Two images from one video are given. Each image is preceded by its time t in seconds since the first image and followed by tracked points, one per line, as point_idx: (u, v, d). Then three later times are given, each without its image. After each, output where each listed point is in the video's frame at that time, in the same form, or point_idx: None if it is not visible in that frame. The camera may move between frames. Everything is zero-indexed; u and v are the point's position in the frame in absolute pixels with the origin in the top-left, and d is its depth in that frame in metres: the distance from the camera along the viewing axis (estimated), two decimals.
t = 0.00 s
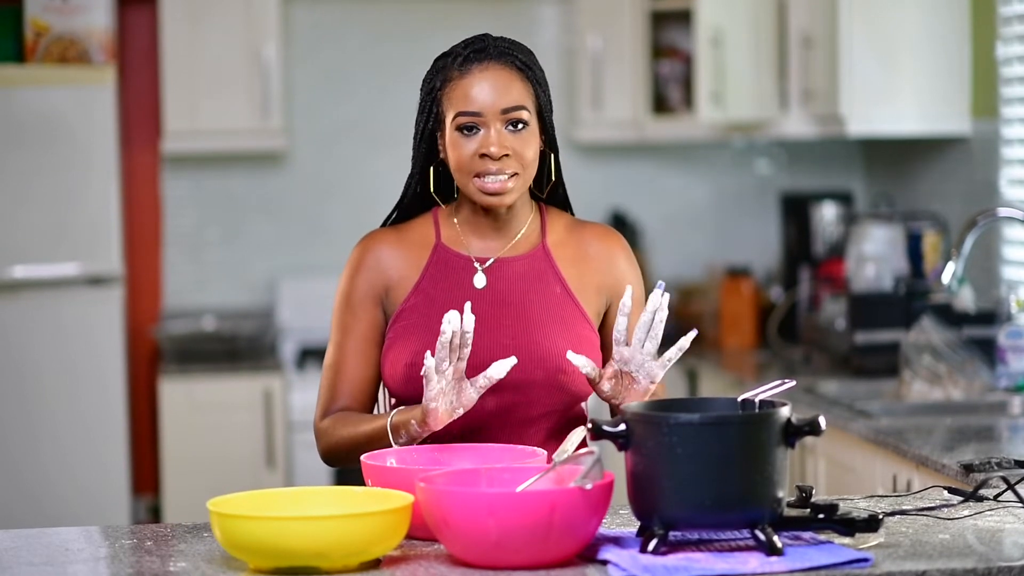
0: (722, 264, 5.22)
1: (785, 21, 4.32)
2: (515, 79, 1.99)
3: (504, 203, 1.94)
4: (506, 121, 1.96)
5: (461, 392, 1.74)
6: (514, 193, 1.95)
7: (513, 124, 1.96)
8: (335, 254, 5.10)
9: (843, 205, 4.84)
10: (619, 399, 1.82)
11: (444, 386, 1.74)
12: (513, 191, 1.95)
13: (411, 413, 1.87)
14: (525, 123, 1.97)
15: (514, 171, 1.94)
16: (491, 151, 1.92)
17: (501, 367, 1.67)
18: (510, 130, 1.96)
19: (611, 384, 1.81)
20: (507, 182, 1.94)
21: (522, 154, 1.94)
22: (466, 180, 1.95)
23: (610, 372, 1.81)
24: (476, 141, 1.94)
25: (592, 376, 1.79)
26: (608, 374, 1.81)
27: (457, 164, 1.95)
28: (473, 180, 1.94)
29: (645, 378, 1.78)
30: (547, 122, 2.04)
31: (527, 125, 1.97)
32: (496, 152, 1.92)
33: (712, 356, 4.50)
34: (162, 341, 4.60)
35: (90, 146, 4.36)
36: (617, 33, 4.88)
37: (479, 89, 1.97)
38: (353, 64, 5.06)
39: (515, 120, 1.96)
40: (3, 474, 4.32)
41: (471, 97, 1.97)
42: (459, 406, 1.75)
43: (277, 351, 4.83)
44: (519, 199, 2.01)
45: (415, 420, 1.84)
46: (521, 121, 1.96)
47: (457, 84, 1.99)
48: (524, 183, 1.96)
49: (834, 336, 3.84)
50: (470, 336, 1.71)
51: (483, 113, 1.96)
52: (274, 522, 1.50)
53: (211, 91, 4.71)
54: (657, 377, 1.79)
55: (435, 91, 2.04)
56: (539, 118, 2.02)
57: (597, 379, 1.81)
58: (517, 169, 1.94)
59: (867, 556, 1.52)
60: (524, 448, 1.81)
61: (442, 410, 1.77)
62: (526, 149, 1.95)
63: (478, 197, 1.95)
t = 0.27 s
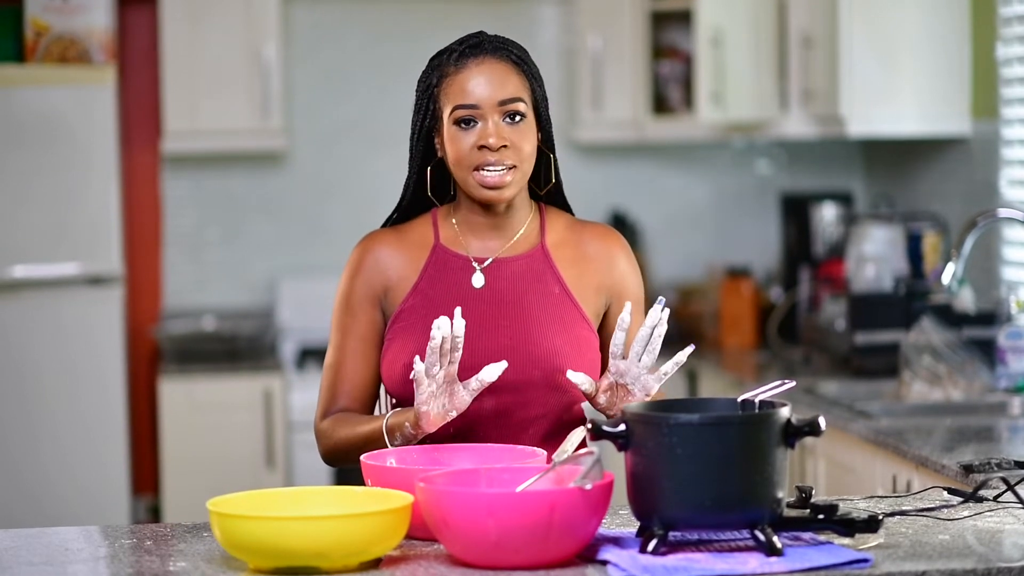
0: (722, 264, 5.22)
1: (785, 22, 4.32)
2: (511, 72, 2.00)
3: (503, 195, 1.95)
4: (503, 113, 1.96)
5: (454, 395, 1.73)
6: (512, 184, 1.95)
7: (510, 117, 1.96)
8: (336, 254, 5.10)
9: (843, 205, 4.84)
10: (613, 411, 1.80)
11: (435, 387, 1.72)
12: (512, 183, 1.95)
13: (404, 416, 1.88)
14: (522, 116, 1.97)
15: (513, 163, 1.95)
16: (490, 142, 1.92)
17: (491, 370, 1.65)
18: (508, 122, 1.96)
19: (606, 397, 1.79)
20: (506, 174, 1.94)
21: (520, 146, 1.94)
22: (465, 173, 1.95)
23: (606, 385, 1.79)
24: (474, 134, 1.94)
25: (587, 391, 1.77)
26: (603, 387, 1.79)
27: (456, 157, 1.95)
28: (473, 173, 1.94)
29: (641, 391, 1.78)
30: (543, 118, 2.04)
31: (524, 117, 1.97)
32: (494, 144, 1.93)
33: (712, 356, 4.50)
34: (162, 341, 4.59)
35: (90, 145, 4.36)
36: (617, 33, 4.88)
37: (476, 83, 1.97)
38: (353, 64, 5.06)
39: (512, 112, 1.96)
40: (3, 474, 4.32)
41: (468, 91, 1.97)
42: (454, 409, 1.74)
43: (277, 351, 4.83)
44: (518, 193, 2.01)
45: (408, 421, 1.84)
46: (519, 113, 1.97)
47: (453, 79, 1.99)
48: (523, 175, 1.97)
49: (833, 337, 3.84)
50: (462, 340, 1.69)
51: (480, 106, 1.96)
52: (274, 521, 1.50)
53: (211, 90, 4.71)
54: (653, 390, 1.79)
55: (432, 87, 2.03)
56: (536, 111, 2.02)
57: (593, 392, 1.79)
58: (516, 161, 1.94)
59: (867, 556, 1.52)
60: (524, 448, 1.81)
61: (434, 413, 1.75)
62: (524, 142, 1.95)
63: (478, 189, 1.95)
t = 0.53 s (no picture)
0: (722, 264, 5.22)
1: (785, 21, 4.32)
2: (510, 71, 2.00)
3: (497, 193, 1.94)
4: (500, 112, 1.96)
5: (454, 395, 1.72)
6: (508, 183, 1.95)
7: (507, 115, 1.96)
8: (336, 254, 5.10)
9: (843, 205, 4.84)
10: (613, 407, 1.81)
11: (436, 386, 1.72)
12: (507, 181, 1.95)
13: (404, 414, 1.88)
14: (519, 115, 1.97)
15: (509, 162, 1.95)
16: (486, 140, 1.93)
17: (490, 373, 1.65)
18: (505, 121, 1.96)
19: (605, 395, 1.80)
20: (502, 172, 1.94)
21: (517, 145, 1.94)
22: (461, 170, 1.95)
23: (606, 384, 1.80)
24: (471, 131, 1.94)
25: (589, 390, 1.77)
26: (603, 385, 1.79)
27: (452, 154, 1.95)
28: (469, 170, 1.94)
29: (640, 387, 1.79)
30: (542, 120, 2.04)
31: (522, 117, 1.97)
32: (490, 142, 1.93)
33: (712, 356, 4.50)
34: (162, 341, 4.59)
35: (91, 145, 4.36)
36: (617, 33, 4.88)
37: (475, 80, 1.97)
38: (353, 64, 5.06)
39: (510, 111, 1.96)
40: (3, 474, 4.32)
41: (467, 89, 1.97)
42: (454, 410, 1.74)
43: (277, 351, 4.83)
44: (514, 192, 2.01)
45: (407, 420, 1.84)
46: (516, 113, 1.97)
47: (453, 77, 1.99)
48: (519, 175, 1.97)
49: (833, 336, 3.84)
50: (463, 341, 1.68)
51: (478, 104, 1.96)
52: (274, 521, 1.50)
53: (211, 90, 4.71)
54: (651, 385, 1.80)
55: (432, 84, 2.03)
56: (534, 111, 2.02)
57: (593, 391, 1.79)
58: (512, 160, 1.94)
59: (867, 556, 1.52)
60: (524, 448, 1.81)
61: (434, 412, 1.75)
62: (520, 141, 1.95)
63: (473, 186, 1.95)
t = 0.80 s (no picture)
0: (722, 264, 5.22)
1: (785, 21, 4.32)
2: (511, 74, 2.00)
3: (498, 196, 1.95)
4: (501, 115, 1.96)
5: (455, 396, 1.73)
6: (508, 187, 1.95)
7: (508, 119, 1.96)
8: (336, 254, 5.10)
9: (843, 205, 4.84)
10: (611, 401, 1.80)
11: (437, 388, 1.73)
12: (508, 185, 1.95)
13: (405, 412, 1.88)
14: (520, 118, 1.97)
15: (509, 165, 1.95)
16: (486, 144, 1.92)
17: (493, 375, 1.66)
18: (506, 124, 1.96)
19: (603, 388, 1.79)
20: (503, 176, 1.94)
21: (517, 148, 1.94)
22: (461, 173, 1.95)
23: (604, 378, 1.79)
24: (471, 134, 1.94)
25: (586, 382, 1.76)
26: (601, 377, 1.78)
27: (453, 156, 1.95)
28: (469, 173, 1.94)
29: (637, 382, 1.77)
30: (543, 122, 2.04)
31: (522, 120, 1.97)
32: (491, 145, 1.93)
33: (712, 356, 4.50)
34: (162, 341, 4.59)
35: (91, 145, 4.36)
36: (617, 33, 4.88)
37: (476, 83, 1.97)
38: (353, 64, 5.06)
39: (511, 115, 1.96)
40: (3, 474, 4.32)
41: (468, 91, 1.97)
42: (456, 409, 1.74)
43: (277, 351, 4.83)
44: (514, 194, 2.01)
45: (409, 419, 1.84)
46: (517, 116, 1.97)
47: (454, 80, 1.99)
48: (519, 178, 1.97)
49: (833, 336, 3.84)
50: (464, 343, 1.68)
51: (479, 107, 1.96)
52: (274, 521, 1.50)
53: (211, 90, 4.71)
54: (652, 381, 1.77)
55: (433, 87, 2.03)
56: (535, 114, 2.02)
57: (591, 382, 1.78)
58: (512, 164, 1.94)
59: (867, 556, 1.52)
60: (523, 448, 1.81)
61: (435, 413, 1.75)
62: (521, 144, 1.95)
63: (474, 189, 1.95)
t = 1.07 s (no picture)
0: (722, 264, 5.22)
1: (785, 21, 4.32)
2: (510, 78, 1.99)
3: (493, 201, 1.95)
4: (497, 120, 1.96)
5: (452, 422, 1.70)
6: (502, 191, 1.95)
7: (504, 124, 1.96)
8: (336, 254, 5.10)
9: (843, 204, 4.84)
10: (584, 356, 1.75)
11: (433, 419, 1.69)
12: (501, 189, 1.95)
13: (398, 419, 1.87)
14: (517, 124, 1.97)
15: (503, 170, 1.95)
16: (480, 148, 1.93)
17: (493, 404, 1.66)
18: (501, 129, 1.96)
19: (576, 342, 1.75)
20: (496, 180, 1.94)
21: (512, 153, 1.95)
22: (455, 176, 1.96)
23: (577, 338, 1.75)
24: (466, 138, 1.94)
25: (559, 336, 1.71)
26: (573, 331, 1.74)
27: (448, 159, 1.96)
28: (463, 176, 1.95)
29: (605, 334, 1.74)
30: (544, 125, 2.03)
31: (518, 125, 1.97)
32: (485, 150, 1.93)
33: (712, 355, 4.50)
34: (162, 341, 4.59)
35: (91, 145, 4.36)
36: (617, 32, 4.88)
37: (474, 87, 1.98)
38: (353, 64, 5.06)
39: (507, 120, 1.96)
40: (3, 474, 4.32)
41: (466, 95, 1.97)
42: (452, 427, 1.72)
43: (277, 350, 4.83)
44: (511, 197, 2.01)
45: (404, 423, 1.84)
46: (513, 121, 1.97)
47: (454, 82, 1.99)
48: (513, 182, 1.97)
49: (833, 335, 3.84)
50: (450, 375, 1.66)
51: (475, 112, 1.96)
52: (274, 521, 1.50)
53: (211, 90, 4.71)
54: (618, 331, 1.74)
55: (434, 88, 2.04)
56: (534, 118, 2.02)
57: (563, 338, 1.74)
58: (506, 168, 1.95)
59: (867, 556, 1.52)
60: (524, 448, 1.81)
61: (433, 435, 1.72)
62: (516, 148, 1.95)
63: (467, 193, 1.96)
